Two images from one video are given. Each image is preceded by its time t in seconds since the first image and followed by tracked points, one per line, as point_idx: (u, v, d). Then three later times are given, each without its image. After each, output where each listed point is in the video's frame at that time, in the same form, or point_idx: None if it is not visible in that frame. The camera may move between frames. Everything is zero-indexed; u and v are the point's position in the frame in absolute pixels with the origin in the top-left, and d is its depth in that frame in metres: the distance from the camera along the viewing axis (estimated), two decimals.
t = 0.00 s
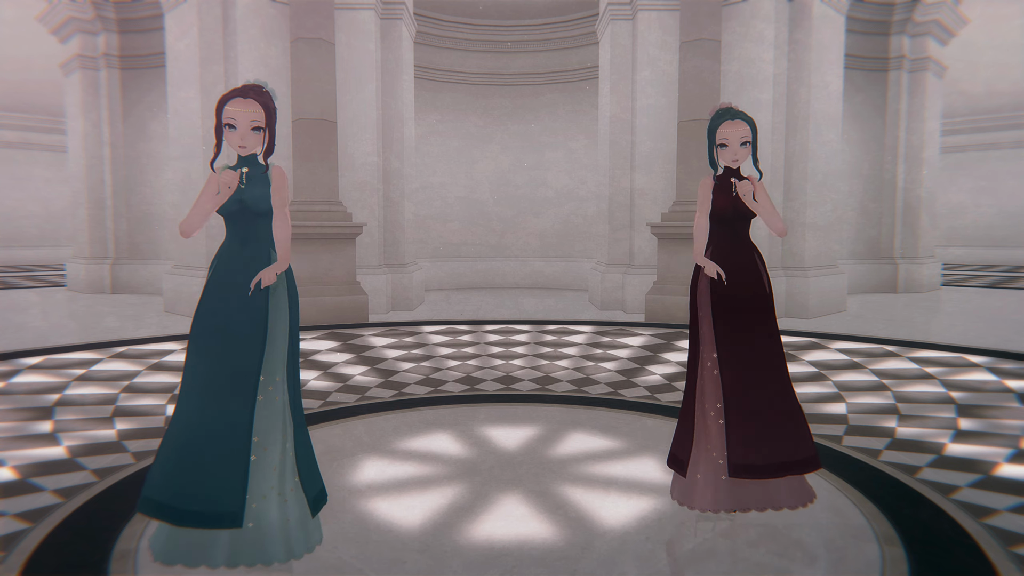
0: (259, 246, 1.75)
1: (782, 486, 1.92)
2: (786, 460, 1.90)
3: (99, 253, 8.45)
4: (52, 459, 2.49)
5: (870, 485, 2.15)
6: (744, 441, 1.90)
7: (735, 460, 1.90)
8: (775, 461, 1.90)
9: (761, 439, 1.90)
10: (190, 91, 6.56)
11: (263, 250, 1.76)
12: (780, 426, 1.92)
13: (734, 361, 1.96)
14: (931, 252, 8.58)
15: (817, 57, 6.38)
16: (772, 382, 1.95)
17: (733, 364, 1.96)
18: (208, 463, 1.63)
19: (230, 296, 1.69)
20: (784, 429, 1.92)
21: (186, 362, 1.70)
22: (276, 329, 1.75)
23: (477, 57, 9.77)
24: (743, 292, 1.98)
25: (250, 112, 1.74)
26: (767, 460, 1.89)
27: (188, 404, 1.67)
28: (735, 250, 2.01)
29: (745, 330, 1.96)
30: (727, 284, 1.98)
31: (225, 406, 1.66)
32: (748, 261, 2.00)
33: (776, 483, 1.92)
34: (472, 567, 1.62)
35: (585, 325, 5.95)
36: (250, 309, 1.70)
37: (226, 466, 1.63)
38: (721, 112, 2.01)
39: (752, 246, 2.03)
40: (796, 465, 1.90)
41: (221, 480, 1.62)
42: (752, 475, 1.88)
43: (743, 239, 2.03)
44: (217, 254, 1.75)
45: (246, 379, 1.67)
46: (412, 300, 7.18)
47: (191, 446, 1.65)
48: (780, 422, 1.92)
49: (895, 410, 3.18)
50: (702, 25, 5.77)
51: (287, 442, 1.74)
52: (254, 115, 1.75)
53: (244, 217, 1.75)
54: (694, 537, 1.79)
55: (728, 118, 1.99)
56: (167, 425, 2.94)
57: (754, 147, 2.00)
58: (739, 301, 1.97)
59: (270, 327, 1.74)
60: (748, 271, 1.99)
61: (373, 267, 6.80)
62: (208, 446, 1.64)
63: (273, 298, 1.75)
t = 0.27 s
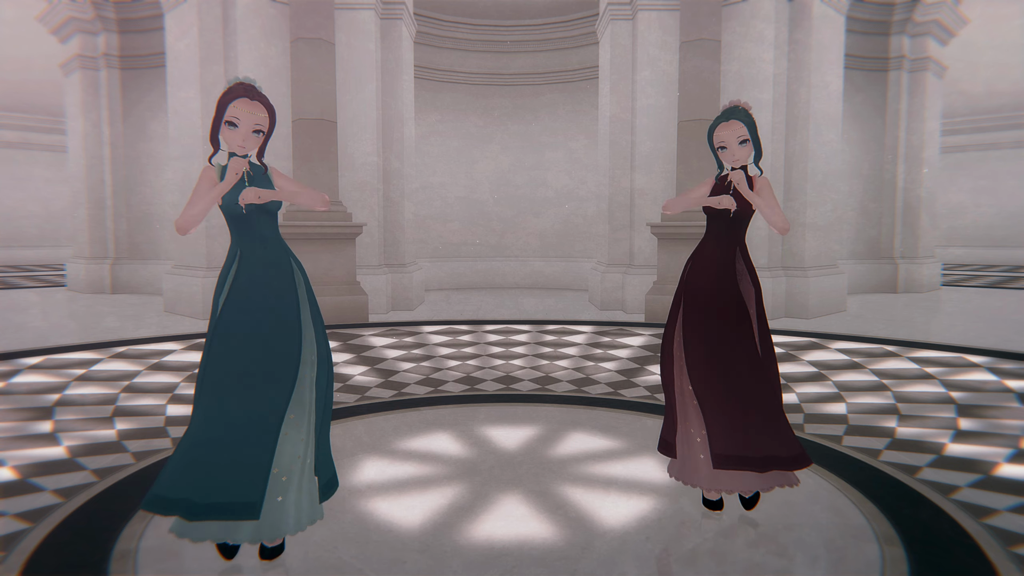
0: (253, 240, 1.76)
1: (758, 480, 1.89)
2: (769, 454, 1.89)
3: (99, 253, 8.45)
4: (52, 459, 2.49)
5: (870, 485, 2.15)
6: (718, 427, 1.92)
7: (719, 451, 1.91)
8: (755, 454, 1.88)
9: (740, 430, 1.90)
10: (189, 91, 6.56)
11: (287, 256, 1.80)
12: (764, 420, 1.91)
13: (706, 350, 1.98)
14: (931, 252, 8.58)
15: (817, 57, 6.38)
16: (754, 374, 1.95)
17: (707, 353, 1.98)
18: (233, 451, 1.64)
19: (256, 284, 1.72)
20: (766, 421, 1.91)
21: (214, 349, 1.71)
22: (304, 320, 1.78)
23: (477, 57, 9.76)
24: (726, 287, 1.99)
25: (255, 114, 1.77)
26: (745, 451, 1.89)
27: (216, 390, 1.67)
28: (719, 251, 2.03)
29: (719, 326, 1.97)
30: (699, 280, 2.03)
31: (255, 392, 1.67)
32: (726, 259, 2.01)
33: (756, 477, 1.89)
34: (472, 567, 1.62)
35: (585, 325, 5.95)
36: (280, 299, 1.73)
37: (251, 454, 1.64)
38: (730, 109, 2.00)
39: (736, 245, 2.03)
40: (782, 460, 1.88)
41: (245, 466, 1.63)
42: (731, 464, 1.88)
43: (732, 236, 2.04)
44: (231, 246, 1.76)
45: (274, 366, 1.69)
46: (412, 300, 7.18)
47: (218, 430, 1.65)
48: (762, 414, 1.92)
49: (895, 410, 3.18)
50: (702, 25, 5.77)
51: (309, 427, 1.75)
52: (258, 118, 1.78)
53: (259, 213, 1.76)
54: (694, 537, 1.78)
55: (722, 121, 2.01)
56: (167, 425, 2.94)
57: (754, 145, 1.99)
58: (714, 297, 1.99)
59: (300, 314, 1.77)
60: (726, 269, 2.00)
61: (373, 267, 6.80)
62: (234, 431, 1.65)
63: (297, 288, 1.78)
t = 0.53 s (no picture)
0: (248, 255, 1.74)
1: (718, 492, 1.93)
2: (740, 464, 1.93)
3: (99, 253, 8.45)
4: (52, 459, 2.49)
5: (870, 485, 2.15)
6: (694, 435, 1.98)
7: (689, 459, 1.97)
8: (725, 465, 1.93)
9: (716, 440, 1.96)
10: (189, 91, 6.56)
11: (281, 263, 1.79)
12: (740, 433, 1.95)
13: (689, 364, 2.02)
14: (931, 252, 8.58)
15: (817, 57, 6.39)
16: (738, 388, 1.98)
17: (696, 363, 2.01)
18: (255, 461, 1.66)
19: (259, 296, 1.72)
20: (741, 432, 1.95)
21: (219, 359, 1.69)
22: (306, 329, 1.81)
23: (477, 57, 9.76)
24: (722, 298, 1.99)
25: (257, 124, 1.75)
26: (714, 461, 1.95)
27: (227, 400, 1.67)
28: (716, 264, 2.02)
29: (709, 338, 2.00)
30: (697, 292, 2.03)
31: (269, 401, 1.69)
32: (725, 271, 2.00)
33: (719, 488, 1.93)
34: (472, 567, 1.62)
35: (585, 325, 5.95)
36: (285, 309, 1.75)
37: (274, 464, 1.68)
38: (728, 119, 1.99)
39: (735, 256, 2.01)
40: (752, 471, 1.92)
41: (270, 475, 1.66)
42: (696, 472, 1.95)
43: (728, 248, 2.02)
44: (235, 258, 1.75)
45: (284, 376, 1.72)
46: (412, 300, 7.18)
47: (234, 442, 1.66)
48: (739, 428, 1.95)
49: (895, 410, 3.18)
50: (702, 25, 5.77)
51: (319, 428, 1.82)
52: (260, 126, 1.76)
53: (258, 223, 1.76)
54: (694, 537, 1.78)
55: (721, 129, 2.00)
56: (167, 425, 2.94)
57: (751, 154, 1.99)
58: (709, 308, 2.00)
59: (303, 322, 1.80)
60: (723, 281, 2.00)
61: (373, 267, 6.80)
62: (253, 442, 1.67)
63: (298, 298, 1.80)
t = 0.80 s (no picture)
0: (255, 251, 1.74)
1: (694, 493, 1.94)
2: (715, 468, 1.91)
3: (99, 253, 8.45)
4: (52, 459, 2.49)
5: (870, 485, 2.15)
6: (683, 436, 1.98)
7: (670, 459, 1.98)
8: (704, 467, 1.93)
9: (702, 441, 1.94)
10: (189, 91, 6.56)
11: (269, 260, 1.75)
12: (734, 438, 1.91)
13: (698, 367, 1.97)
14: (931, 252, 8.58)
15: (817, 57, 6.38)
16: (745, 390, 1.93)
17: (701, 363, 1.97)
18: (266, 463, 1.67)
19: (245, 298, 1.70)
20: (731, 438, 1.91)
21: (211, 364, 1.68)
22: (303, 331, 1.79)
23: (477, 57, 9.76)
24: (725, 297, 1.95)
25: (253, 122, 1.74)
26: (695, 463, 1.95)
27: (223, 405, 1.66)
28: (723, 263, 1.98)
29: (717, 338, 1.95)
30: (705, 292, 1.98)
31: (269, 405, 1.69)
32: (732, 270, 1.97)
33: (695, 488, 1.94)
34: (472, 567, 1.62)
35: (585, 325, 5.95)
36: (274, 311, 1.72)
37: (281, 463, 1.69)
38: (724, 119, 1.98)
39: (739, 257, 1.98)
40: (727, 476, 1.90)
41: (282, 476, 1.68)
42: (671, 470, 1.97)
43: (732, 247, 1.99)
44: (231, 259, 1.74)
45: (284, 375, 1.72)
46: (412, 300, 7.18)
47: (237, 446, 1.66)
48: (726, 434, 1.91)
49: (895, 410, 3.18)
50: (702, 25, 5.77)
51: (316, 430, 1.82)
52: (257, 126, 1.75)
53: (253, 224, 1.75)
54: (693, 537, 1.78)
55: (724, 128, 1.98)
56: (167, 425, 2.94)
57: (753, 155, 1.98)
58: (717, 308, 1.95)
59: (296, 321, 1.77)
60: (728, 278, 1.96)
61: (373, 267, 6.80)
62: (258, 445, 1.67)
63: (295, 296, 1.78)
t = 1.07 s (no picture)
0: (250, 227, 1.72)
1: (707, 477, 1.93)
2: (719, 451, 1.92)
3: (99, 253, 8.45)
4: (52, 459, 2.49)
5: (870, 485, 2.15)
6: (691, 421, 1.96)
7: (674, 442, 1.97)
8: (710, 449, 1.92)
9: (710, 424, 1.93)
10: (190, 91, 6.55)
11: (256, 234, 1.72)
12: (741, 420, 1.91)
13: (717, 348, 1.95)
14: (931, 252, 8.58)
15: (817, 57, 6.38)
16: (756, 374, 1.93)
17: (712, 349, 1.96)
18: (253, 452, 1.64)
19: (226, 284, 1.66)
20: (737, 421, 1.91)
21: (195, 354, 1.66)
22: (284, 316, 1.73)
23: (477, 57, 9.76)
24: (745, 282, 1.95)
25: (234, 98, 1.73)
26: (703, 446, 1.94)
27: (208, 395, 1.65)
28: (741, 246, 1.99)
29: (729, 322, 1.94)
30: (725, 276, 1.96)
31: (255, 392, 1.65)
32: (751, 259, 1.97)
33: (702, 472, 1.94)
34: (472, 567, 1.62)
35: (585, 325, 5.95)
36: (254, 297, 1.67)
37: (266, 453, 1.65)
38: (729, 104, 2.02)
39: (762, 248, 2.00)
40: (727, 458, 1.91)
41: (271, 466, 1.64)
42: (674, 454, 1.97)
43: (749, 233, 2.01)
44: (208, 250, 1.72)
45: (270, 362, 1.67)
46: (412, 300, 7.18)
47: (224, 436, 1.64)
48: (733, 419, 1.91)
49: (895, 410, 3.18)
50: (703, 25, 5.76)
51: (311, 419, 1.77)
52: (238, 101, 1.74)
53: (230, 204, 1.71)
54: (694, 537, 1.78)
55: (740, 108, 2.00)
56: (167, 425, 2.94)
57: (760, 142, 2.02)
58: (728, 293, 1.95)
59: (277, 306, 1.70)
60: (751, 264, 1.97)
61: (373, 267, 6.80)
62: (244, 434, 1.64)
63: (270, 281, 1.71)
